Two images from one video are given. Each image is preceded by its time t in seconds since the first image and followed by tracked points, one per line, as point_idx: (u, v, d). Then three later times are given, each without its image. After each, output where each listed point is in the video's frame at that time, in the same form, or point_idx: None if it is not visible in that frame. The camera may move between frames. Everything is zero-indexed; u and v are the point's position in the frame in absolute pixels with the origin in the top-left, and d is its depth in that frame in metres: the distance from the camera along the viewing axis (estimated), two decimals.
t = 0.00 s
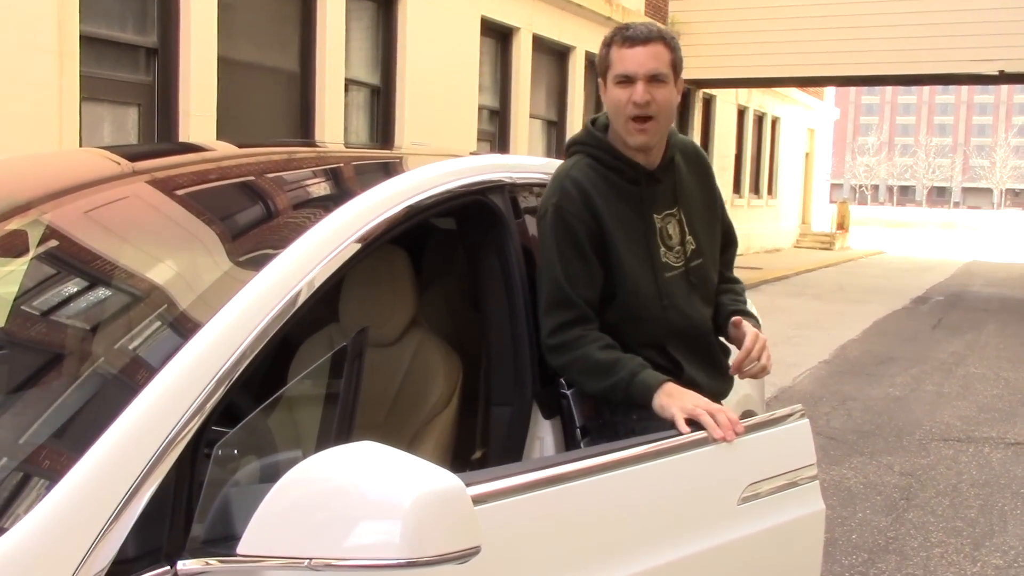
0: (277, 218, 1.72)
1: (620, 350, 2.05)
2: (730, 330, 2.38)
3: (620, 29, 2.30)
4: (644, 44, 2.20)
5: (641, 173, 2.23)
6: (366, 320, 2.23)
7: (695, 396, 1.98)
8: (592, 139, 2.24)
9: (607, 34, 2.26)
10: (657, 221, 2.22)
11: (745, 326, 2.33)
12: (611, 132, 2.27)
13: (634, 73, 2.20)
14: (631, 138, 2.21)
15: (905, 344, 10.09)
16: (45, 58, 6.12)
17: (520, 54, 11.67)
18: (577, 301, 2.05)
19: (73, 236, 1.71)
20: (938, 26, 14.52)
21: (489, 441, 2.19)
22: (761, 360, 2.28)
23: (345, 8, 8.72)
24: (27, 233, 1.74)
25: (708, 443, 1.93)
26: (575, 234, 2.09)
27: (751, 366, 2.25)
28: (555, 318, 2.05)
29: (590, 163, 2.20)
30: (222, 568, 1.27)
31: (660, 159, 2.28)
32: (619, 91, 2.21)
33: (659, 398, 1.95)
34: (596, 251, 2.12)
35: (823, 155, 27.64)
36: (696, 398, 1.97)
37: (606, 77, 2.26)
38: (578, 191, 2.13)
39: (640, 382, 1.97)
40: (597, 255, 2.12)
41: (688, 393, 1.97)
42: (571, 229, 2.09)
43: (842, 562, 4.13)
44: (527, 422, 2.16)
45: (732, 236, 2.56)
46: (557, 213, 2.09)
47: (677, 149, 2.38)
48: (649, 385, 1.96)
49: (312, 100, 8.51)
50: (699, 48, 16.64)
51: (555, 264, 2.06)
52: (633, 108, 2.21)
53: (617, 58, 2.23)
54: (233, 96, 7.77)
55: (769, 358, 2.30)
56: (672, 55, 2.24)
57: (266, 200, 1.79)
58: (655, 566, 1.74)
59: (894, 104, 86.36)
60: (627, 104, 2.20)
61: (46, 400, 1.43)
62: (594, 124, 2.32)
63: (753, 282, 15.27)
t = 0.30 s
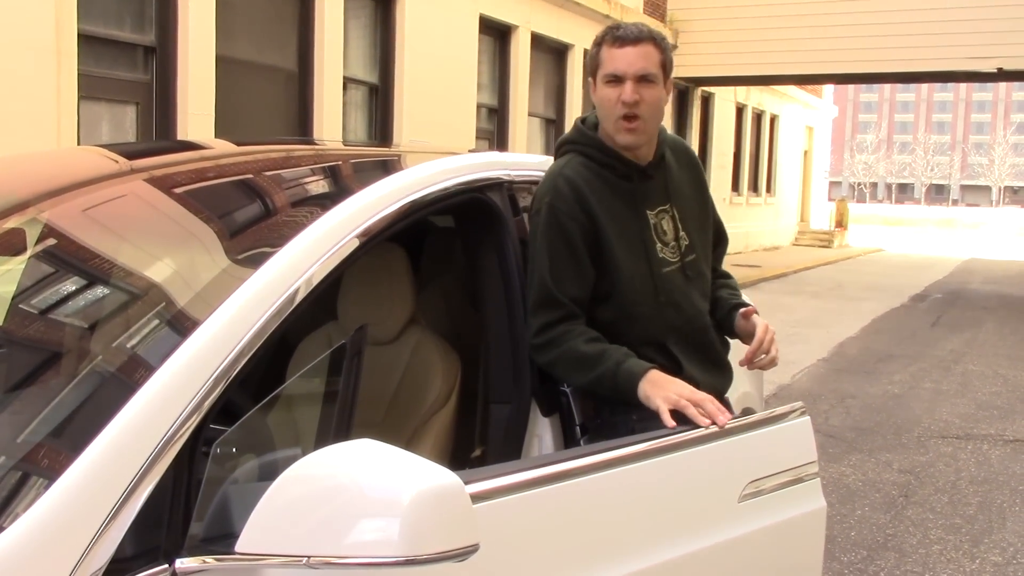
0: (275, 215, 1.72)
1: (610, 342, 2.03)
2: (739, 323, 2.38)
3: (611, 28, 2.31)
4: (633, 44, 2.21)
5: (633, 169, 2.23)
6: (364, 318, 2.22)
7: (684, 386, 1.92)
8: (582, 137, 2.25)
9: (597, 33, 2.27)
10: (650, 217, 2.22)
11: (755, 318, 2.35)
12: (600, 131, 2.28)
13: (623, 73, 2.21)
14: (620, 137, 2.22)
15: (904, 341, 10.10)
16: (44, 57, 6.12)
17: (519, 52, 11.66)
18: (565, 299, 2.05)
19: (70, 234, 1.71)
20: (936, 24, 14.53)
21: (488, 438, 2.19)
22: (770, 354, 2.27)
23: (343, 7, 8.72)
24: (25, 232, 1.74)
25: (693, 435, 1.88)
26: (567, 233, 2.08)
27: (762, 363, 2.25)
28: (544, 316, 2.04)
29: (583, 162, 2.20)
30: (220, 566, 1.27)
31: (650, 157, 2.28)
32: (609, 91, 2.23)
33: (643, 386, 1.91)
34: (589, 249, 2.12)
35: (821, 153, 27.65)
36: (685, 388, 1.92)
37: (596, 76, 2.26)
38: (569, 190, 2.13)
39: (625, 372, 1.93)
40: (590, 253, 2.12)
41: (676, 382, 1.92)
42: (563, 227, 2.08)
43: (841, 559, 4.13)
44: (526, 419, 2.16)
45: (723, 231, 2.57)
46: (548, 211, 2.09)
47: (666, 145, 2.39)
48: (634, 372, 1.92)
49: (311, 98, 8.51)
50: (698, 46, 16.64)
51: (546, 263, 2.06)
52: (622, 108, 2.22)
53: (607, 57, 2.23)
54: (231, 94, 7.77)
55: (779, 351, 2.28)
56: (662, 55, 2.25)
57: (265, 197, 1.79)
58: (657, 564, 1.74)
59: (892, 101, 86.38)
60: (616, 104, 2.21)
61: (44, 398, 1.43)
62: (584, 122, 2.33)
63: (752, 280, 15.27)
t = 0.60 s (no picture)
0: (275, 214, 1.72)
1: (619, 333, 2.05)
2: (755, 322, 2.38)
3: (634, 30, 2.33)
4: (656, 44, 2.23)
5: (652, 171, 2.25)
6: (365, 316, 2.23)
7: (682, 377, 1.89)
8: (602, 137, 2.27)
9: (620, 34, 2.29)
10: (666, 218, 2.23)
11: (774, 319, 2.35)
12: (621, 131, 2.29)
13: (645, 72, 2.23)
14: (640, 135, 2.23)
15: (905, 339, 10.09)
16: (43, 55, 6.11)
17: (518, 50, 11.65)
18: (574, 296, 2.07)
19: (70, 232, 1.70)
20: (935, 22, 14.52)
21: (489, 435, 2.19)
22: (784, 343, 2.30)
23: (343, 6, 8.71)
24: (25, 230, 1.74)
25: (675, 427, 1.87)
26: (583, 231, 2.10)
27: (779, 366, 2.26)
28: (553, 311, 2.07)
29: (602, 162, 2.22)
30: (219, 565, 1.27)
31: (670, 158, 2.29)
32: (631, 89, 2.24)
33: (639, 375, 1.93)
34: (604, 248, 2.14)
35: (821, 151, 27.63)
36: (680, 379, 1.89)
37: (618, 76, 2.28)
38: (588, 189, 2.15)
39: (628, 359, 1.96)
40: (604, 253, 2.14)
41: (674, 372, 1.91)
42: (578, 225, 2.10)
43: (841, 557, 4.13)
44: (528, 417, 2.15)
45: (741, 233, 2.57)
46: (565, 210, 2.11)
47: (688, 146, 2.40)
48: (634, 360, 1.95)
49: (311, 96, 8.50)
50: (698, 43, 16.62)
51: (559, 261, 2.08)
52: (643, 107, 2.24)
53: (630, 57, 2.25)
54: (231, 92, 7.76)
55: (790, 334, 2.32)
56: (684, 55, 2.27)
57: (265, 196, 1.79)
58: (659, 563, 1.74)
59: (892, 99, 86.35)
60: (637, 102, 2.23)
61: (44, 397, 1.43)
62: (606, 122, 2.34)
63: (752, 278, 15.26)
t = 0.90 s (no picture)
0: (276, 209, 1.71)
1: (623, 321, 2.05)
2: (753, 317, 2.38)
3: (652, 27, 2.36)
4: (672, 40, 2.25)
5: (660, 165, 2.25)
6: (366, 312, 2.22)
7: (688, 364, 1.87)
8: (614, 129, 2.28)
9: (638, 30, 2.33)
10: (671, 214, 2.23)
11: (774, 315, 2.33)
12: (633, 124, 2.31)
13: (659, 66, 2.25)
14: (650, 128, 2.25)
15: (905, 340, 10.08)
16: (44, 49, 6.10)
17: (520, 47, 11.62)
18: (577, 282, 2.07)
19: (71, 226, 1.70)
20: (938, 22, 14.50)
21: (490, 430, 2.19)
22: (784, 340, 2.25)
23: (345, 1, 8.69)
24: (26, 224, 1.74)
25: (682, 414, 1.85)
26: (589, 218, 2.11)
27: (777, 359, 2.23)
28: (555, 296, 2.07)
29: (611, 152, 2.23)
30: (220, 559, 1.26)
31: (679, 155, 2.30)
32: (644, 82, 2.27)
33: (644, 363, 1.91)
34: (608, 238, 2.15)
35: (822, 151, 27.61)
36: (685, 366, 1.86)
37: (634, 70, 2.31)
38: (596, 175, 2.16)
39: (634, 347, 1.94)
40: (608, 242, 2.15)
41: (679, 360, 1.88)
42: (585, 213, 2.11)
43: (839, 557, 4.13)
44: (528, 414, 2.14)
45: (741, 241, 2.57)
46: (572, 196, 2.12)
47: (698, 150, 2.40)
48: (639, 348, 1.94)
49: (312, 92, 8.48)
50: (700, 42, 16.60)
51: (563, 244, 2.08)
52: (655, 100, 2.26)
53: (646, 51, 2.28)
54: (232, 88, 7.75)
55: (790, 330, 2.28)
56: (700, 54, 2.29)
57: (266, 191, 1.78)
58: (658, 562, 1.73)
59: (894, 99, 86.30)
60: (649, 95, 2.25)
61: (43, 390, 1.42)
62: (619, 116, 2.36)
63: (752, 277, 15.25)
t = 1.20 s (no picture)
0: (278, 204, 1.71)
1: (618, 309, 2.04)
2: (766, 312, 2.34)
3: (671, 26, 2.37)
4: (692, 38, 2.26)
5: (674, 160, 2.24)
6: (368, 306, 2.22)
7: (674, 347, 1.85)
8: (632, 124, 2.28)
9: (657, 28, 2.33)
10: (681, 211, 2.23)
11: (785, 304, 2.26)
12: (651, 122, 2.31)
13: (678, 64, 2.26)
14: (669, 125, 2.25)
15: (905, 339, 10.09)
16: (46, 44, 6.09)
17: (522, 44, 11.61)
18: (580, 269, 2.09)
19: (72, 220, 1.70)
20: (941, 21, 14.47)
21: (490, 426, 2.19)
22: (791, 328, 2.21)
23: None
24: (27, 217, 1.73)
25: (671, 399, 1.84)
26: (595, 209, 2.13)
27: (783, 348, 2.19)
28: (556, 281, 2.10)
29: (625, 145, 2.24)
30: (220, 554, 1.26)
31: (696, 153, 2.30)
32: (663, 80, 2.27)
33: (633, 350, 1.90)
34: (615, 231, 2.16)
35: (823, 149, 27.58)
36: (671, 350, 1.85)
37: (652, 68, 2.31)
38: (607, 165, 2.18)
39: (623, 336, 1.93)
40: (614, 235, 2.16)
41: (665, 344, 1.87)
42: (593, 205, 2.13)
43: (839, 556, 4.13)
44: (528, 409, 2.15)
45: (762, 246, 2.53)
46: (581, 186, 2.15)
47: (717, 151, 2.39)
48: (628, 336, 1.92)
49: (313, 88, 8.48)
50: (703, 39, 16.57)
51: (569, 233, 2.11)
52: (674, 97, 2.26)
53: (664, 49, 2.28)
54: (233, 83, 7.74)
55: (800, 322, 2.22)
56: (718, 53, 2.30)
57: (267, 187, 1.78)
58: (658, 559, 1.74)
59: (895, 98, 86.24)
60: (668, 92, 2.26)
61: (44, 385, 1.42)
62: (637, 113, 2.36)
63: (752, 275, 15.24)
